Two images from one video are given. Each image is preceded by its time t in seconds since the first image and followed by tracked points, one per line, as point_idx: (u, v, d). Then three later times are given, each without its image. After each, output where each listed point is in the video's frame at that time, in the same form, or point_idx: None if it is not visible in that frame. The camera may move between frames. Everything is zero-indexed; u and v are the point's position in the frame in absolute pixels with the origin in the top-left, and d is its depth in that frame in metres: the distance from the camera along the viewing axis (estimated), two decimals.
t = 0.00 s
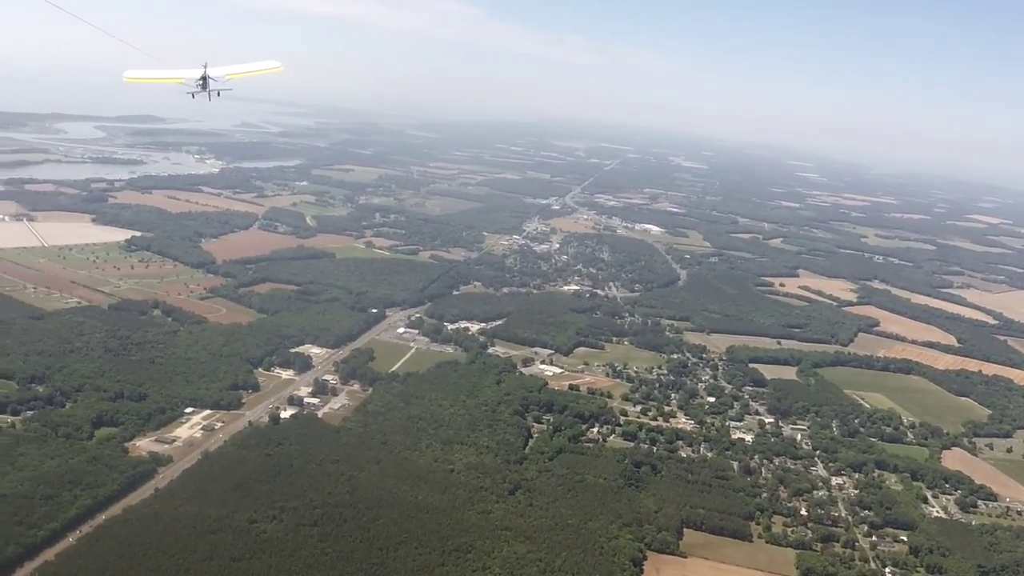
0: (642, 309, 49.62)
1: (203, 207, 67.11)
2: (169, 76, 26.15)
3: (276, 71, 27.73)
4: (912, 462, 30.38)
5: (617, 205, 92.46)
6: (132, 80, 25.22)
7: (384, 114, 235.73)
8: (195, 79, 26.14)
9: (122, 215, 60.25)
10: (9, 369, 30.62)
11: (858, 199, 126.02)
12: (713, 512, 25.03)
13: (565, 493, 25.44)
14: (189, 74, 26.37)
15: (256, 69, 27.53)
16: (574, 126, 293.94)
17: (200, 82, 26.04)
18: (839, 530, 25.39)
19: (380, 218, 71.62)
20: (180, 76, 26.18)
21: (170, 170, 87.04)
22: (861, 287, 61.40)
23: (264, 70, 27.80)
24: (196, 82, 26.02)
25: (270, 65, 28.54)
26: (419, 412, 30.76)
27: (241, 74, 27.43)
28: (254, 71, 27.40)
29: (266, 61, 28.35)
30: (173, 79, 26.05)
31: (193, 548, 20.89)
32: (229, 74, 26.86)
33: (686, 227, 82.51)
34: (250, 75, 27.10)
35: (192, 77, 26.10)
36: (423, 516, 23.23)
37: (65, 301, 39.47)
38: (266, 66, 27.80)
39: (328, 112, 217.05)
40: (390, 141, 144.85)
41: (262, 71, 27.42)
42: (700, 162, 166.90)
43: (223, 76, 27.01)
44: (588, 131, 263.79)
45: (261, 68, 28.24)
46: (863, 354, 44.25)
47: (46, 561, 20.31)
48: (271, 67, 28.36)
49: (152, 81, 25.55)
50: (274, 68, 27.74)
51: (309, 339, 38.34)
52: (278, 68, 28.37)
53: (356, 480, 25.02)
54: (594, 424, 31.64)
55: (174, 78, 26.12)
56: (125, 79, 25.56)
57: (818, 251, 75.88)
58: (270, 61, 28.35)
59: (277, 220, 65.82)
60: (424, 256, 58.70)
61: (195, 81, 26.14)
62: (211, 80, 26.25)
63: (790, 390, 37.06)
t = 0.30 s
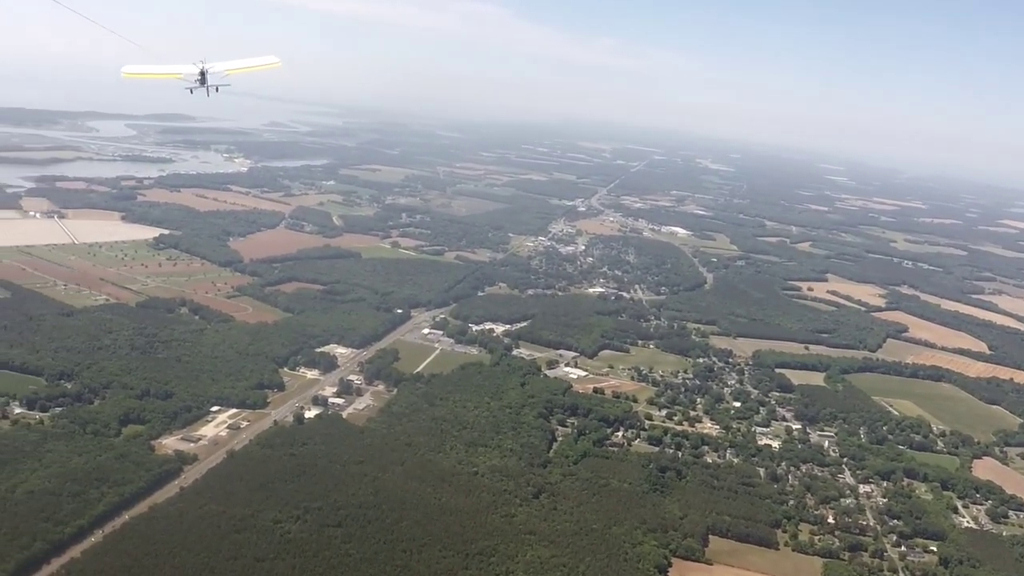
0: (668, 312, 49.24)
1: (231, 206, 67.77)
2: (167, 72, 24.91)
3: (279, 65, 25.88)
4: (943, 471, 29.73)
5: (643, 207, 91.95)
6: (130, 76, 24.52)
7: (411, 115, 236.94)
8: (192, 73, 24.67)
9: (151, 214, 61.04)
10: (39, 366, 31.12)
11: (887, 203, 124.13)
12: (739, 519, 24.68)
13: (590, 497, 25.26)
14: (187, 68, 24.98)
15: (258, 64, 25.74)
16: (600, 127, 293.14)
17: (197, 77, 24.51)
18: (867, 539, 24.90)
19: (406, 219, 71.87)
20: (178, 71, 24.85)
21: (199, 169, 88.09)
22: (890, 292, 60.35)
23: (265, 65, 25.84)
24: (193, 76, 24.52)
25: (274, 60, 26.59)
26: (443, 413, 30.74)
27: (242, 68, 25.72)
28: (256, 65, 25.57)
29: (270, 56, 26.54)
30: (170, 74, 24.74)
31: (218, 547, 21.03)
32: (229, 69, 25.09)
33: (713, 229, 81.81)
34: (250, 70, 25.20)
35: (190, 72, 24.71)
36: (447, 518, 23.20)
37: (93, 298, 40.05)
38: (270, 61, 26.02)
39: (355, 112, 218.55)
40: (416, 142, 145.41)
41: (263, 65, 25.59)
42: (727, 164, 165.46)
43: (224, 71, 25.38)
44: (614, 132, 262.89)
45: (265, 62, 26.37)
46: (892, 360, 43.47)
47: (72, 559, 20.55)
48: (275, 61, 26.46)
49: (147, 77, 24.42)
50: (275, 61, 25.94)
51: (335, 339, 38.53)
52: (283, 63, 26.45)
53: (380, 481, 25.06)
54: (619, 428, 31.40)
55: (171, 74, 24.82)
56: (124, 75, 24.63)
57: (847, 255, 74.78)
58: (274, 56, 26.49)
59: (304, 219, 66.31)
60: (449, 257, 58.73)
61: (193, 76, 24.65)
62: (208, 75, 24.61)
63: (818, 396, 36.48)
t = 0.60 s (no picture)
0: (697, 316, 48.81)
1: (261, 206, 68.56)
2: (168, 69, 26.01)
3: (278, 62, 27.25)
4: (977, 482, 28.98)
5: (672, 210, 91.40)
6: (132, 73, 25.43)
7: (440, 116, 238.07)
8: (195, 70, 25.85)
9: (183, 213, 61.98)
10: (71, 362, 31.69)
11: (922, 209, 121.84)
12: (767, 527, 24.32)
13: (616, 503, 25.05)
14: (188, 65, 26.14)
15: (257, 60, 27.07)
16: (629, 130, 291.91)
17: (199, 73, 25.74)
18: (899, 550, 24.37)
19: (434, 220, 72.17)
20: (179, 68, 25.98)
21: (230, 169, 89.30)
22: (924, 299, 59.17)
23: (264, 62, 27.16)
24: (196, 73, 25.71)
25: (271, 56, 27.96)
26: (469, 415, 30.70)
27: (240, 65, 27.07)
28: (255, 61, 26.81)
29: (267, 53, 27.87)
30: (172, 71, 25.86)
31: (244, 546, 21.17)
32: (230, 66, 26.36)
33: (743, 233, 81.03)
34: (251, 66, 26.48)
35: (192, 69, 25.85)
36: (472, 521, 23.13)
37: (125, 296, 40.71)
38: (268, 57, 27.38)
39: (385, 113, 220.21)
40: (446, 143, 146.10)
41: (263, 62, 26.85)
42: (757, 168, 163.77)
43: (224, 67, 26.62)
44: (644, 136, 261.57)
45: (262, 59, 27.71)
46: (925, 369, 42.57)
47: (100, 555, 20.83)
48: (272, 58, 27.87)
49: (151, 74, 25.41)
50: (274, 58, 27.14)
51: (363, 340, 38.71)
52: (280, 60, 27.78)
53: (407, 483, 25.06)
54: (646, 433, 31.11)
55: (172, 71, 25.94)
56: (125, 72, 25.53)
57: (880, 261, 73.53)
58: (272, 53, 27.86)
59: (334, 220, 66.89)
60: (477, 259, 58.82)
61: (195, 73, 25.84)
62: (211, 72, 25.88)
63: (849, 403, 35.84)
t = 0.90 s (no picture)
0: (733, 321, 48.15)
1: (297, 205, 69.25)
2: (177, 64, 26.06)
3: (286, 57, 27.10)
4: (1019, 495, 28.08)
5: (708, 213, 90.47)
6: (140, 69, 25.53)
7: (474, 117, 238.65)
8: (202, 65, 25.84)
9: (220, 212, 62.86)
10: (110, 358, 32.30)
11: (964, 215, 118.91)
12: (802, 537, 23.85)
13: (649, 509, 24.77)
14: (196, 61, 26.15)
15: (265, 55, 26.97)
16: (665, 132, 289.64)
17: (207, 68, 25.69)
18: (938, 564, 23.73)
19: (469, 221, 72.31)
20: (187, 63, 25.99)
21: (267, 168, 90.43)
22: (965, 307, 57.67)
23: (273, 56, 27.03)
24: (203, 69, 25.69)
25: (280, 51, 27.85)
26: (502, 418, 30.62)
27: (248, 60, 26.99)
28: (263, 56, 26.84)
29: (277, 48, 27.78)
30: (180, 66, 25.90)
31: (277, 545, 21.33)
32: (238, 61, 26.32)
33: (780, 237, 79.90)
34: (259, 60, 26.46)
35: (200, 65, 25.85)
36: (503, 524, 23.05)
37: (163, 293, 41.39)
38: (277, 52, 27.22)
39: (421, 112, 221.50)
40: (480, 143, 146.42)
41: (271, 57, 26.75)
42: (796, 171, 161.38)
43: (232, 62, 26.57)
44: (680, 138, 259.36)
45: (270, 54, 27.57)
46: (966, 378, 41.46)
47: (135, 550, 21.16)
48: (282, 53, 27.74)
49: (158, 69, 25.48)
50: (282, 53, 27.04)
51: (396, 340, 38.84)
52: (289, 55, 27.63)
53: (438, 484, 25.06)
54: (680, 438, 30.74)
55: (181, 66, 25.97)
56: (134, 68, 25.62)
57: (920, 267, 71.88)
58: (282, 48, 27.75)
59: (370, 220, 67.38)
60: (511, 260, 58.78)
61: (203, 68, 25.85)
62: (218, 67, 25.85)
63: (888, 412, 35.02)
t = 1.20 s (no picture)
0: (774, 328, 47.35)
1: (337, 208, 70.04)
2: (190, 63, 26.66)
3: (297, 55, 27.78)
4: None
5: (749, 218, 89.30)
6: (154, 67, 26.07)
7: (513, 120, 239.32)
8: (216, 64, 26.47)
9: (262, 214, 63.90)
10: (153, 359, 32.94)
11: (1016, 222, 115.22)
12: (845, 550, 23.27)
13: (688, 518, 24.39)
14: (210, 59, 26.76)
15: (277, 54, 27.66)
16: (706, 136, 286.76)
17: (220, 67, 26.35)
18: None
19: (508, 225, 72.39)
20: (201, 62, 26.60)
21: (308, 171, 91.72)
22: (1015, 316, 55.83)
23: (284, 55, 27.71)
24: (217, 68, 26.32)
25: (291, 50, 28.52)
26: (539, 424, 30.48)
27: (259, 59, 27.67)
28: (275, 54, 27.64)
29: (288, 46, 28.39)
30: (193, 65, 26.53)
31: (314, 547, 21.47)
32: (251, 60, 27.00)
33: (823, 243, 78.48)
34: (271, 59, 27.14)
35: (213, 64, 26.45)
36: (540, 530, 22.90)
37: (206, 295, 42.16)
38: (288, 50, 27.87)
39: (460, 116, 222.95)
40: (519, 147, 146.63)
41: (283, 56, 27.44)
42: (840, 176, 158.33)
43: (244, 61, 27.24)
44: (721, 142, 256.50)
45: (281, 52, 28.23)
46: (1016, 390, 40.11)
47: (175, 550, 21.50)
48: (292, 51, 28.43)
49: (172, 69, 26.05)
50: (294, 52, 27.71)
51: (435, 344, 38.92)
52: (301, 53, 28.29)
53: (475, 490, 25.01)
54: (720, 447, 30.27)
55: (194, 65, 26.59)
56: (147, 67, 26.15)
57: (969, 275, 69.80)
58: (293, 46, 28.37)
59: (409, 223, 67.89)
60: (550, 264, 58.66)
61: (216, 67, 26.46)
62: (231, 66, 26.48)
63: (934, 423, 34.03)
